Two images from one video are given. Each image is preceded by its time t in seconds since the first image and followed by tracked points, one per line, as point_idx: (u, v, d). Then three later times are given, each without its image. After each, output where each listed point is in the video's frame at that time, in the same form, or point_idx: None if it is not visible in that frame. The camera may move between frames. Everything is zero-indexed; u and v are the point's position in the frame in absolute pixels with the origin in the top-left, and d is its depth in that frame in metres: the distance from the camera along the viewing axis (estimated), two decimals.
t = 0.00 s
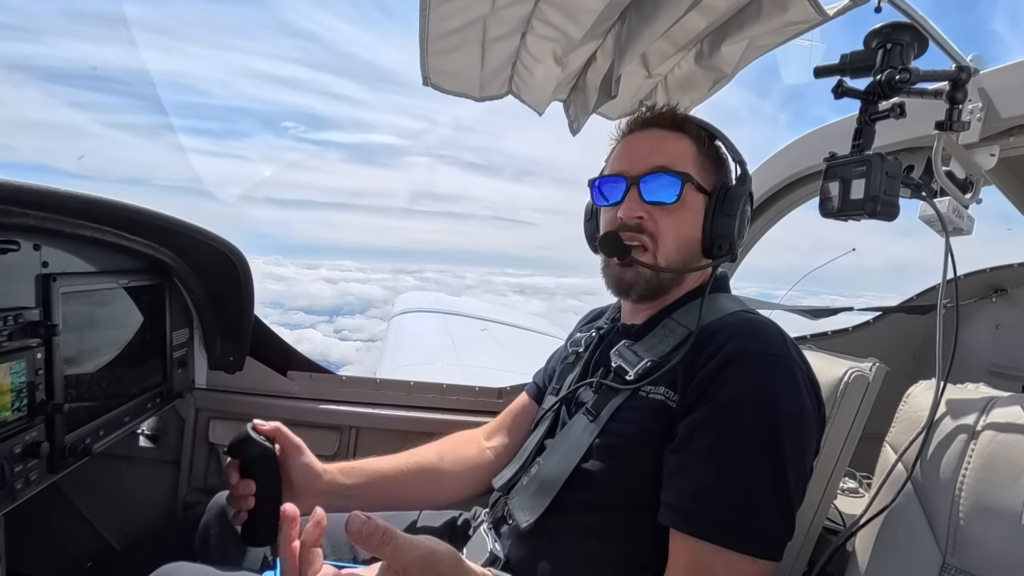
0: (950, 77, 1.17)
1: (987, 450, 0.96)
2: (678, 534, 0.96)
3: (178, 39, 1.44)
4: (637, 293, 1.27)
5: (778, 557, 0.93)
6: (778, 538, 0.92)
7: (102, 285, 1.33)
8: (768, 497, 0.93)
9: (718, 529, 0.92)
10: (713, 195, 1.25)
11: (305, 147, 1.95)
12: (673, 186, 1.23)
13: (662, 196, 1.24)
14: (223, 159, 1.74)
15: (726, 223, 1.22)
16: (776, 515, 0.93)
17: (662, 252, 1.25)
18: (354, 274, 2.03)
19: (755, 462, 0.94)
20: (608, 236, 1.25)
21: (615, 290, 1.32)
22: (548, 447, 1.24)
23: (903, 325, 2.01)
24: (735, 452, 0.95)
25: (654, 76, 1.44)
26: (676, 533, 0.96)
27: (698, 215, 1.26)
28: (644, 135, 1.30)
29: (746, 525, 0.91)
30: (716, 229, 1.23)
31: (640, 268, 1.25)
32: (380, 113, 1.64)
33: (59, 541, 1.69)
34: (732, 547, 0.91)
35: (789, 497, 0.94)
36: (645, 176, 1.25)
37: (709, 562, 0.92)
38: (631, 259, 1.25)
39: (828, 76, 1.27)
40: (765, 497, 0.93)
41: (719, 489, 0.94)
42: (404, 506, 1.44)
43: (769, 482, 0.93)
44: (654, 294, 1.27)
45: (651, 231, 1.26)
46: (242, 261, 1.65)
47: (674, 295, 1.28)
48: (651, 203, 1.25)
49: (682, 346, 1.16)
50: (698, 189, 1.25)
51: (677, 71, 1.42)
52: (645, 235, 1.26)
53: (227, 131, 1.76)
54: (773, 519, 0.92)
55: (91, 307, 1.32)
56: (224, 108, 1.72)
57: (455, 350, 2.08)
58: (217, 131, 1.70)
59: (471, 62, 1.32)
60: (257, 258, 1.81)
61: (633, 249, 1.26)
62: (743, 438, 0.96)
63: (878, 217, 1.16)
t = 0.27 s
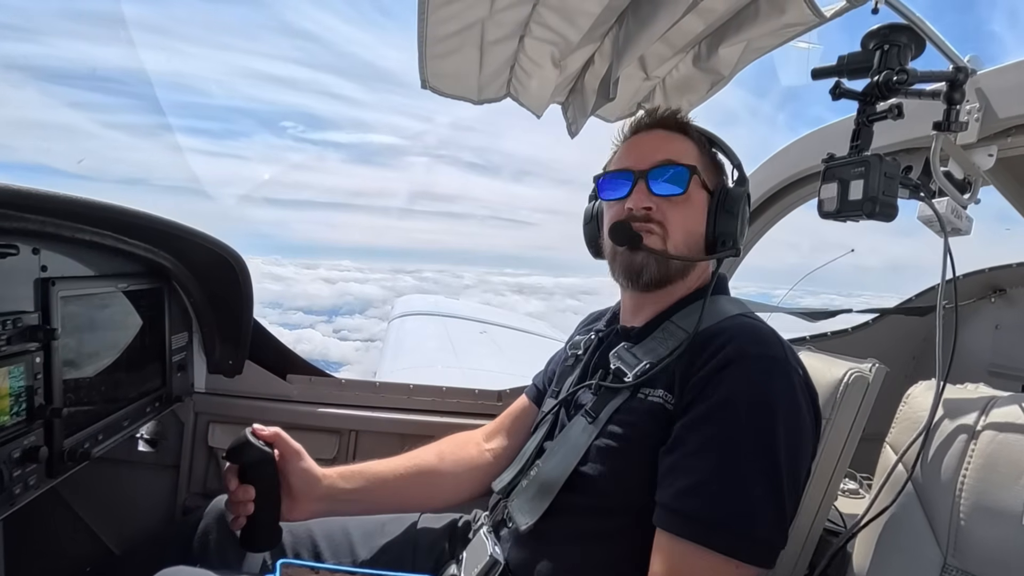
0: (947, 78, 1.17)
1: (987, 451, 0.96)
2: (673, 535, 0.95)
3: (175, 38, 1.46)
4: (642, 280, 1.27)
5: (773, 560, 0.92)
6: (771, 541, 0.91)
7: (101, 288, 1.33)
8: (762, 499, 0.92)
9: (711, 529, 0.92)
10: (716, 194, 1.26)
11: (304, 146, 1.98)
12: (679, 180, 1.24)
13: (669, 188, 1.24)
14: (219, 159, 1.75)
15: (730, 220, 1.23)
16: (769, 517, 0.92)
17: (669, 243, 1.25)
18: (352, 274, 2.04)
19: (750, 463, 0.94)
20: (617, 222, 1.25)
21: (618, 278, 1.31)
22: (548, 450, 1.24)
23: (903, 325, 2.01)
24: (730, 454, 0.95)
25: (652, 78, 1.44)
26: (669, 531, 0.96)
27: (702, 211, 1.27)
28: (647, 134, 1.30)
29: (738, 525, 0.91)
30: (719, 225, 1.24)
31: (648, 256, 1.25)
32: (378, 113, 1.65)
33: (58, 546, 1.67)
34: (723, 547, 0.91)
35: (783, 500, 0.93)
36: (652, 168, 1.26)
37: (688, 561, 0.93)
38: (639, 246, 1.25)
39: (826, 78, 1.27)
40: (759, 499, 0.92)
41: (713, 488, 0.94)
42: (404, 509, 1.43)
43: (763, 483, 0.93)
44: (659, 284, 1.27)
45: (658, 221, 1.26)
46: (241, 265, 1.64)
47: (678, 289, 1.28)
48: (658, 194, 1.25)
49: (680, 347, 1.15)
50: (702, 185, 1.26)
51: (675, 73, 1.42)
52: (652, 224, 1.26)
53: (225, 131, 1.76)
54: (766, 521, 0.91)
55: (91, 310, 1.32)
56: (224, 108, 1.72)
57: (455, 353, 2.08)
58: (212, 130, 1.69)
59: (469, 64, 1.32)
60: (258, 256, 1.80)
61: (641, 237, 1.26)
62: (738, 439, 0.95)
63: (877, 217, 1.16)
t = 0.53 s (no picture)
0: (946, 77, 1.17)
1: (986, 449, 0.96)
2: (664, 533, 0.95)
3: (173, 38, 1.45)
4: (633, 279, 1.26)
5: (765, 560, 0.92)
6: (762, 540, 0.91)
7: (100, 289, 1.33)
8: (753, 497, 0.92)
9: (701, 525, 0.91)
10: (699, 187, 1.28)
11: (301, 147, 1.99)
12: (660, 174, 1.25)
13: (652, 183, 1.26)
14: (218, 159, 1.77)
15: (714, 212, 1.23)
16: (760, 515, 0.91)
17: (655, 237, 1.26)
18: (350, 274, 2.03)
19: (742, 461, 0.94)
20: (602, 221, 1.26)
21: (608, 281, 1.31)
22: (546, 449, 1.24)
23: (902, 324, 2.01)
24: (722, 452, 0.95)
25: (650, 78, 1.44)
26: (660, 528, 0.95)
27: (685, 205, 1.28)
28: (626, 137, 1.34)
29: (728, 523, 0.91)
30: (704, 218, 1.24)
31: (636, 253, 1.25)
32: (376, 113, 1.64)
33: (58, 545, 1.65)
34: (714, 543, 0.90)
35: (774, 498, 0.92)
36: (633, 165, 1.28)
37: (681, 557, 0.92)
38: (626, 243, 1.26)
39: (824, 76, 1.27)
40: (750, 496, 0.92)
41: (704, 485, 0.94)
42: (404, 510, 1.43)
43: (754, 481, 0.92)
44: (651, 281, 1.26)
45: (642, 218, 1.27)
46: (239, 265, 1.64)
47: (669, 284, 1.28)
48: (641, 190, 1.26)
49: (676, 346, 1.16)
50: (684, 178, 1.28)
51: (673, 73, 1.42)
52: (638, 220, 1.27)
53: (222, 131, 1.77)
54: (757, 519, 0.91)
55: (90, 311, 1.32)
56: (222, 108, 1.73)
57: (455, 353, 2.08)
58: (208, 129, 1.70)
59: (467, 64, 1.32)
60: (255, 258, 1.79)
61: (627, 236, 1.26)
62: (730, 437, 0.95)
63: (875, 216, 1.16)
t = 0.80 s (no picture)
0: (945, 75, 1.17)
1: (984, 447, 0.96)
2: (649, 528, 0.95)
3: (171, 37, 1.45)
4: (630, 279, 1.27)
5: (748, 560, 0.92)
6: (747, 540, 0.91)
7: (99, 289, 1.33)
8: (741, 496, 0.92)
9: (686, 522, 0.92)
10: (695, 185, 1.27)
11: (300, 147, 1.98)
12: (655, 171, 1.25)
13: (647, 182, 1.25)
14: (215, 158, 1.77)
15: (710, 209, 1.23)
16: (746, 515, 0.91)
17: (651, 236, 1.26)
18: (349, 274, 2.04)
19: (733, 461, 0.94)
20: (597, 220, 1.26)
21: (606, 280, 1.31)
22: (544, 448, 1.25)
23: (900, 322, 2.01)
24: (711, 451, 0.95)
25: (649, 76, 1.44)
26: (645, 524, 0.96)
27: (682, 203, 1.27)
28: (622, 136, 1.34)
29: (713, 521, 0.91)
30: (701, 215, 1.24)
31: (632, 254, 1.25)
32: (375, 113, 1.64)
33: (57, 545, 1.64)
34: (697, 541, 0.91)
35: (762, 499, 0.92)
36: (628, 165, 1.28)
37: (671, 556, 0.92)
38: (620, 242, 1.26)
39: (823, 75, 1.27)
40: (737, 496, 0.92)
41: (691, 483, 0.94)
42: (403, 510, 1.43)
43: (742, 481, 0.93)
44: (648, 280, 1.27)
45: (638, 218, 1.26)
46: (238, 264, 1.64)
47: (666, 282, 1.27)
48: (636, 190, 1.26)
49: (673, 347, 1.16)
50: (680, 176, 1.27)
51: (672, 71, 1.42)
52: (632, 220, 1.27)
53: (221, 131, 1.78)
54: (743, 519, 0.91)
55: (89, 310, 1.31)
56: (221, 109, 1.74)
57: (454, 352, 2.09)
58: (207, 129, 1.70)
59: (466, 63, 1.32)
60: (253, 257, 1.79)
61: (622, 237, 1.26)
62: (720, 437, 0.96)
63: (873, 215, 1.16)
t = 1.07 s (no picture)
0: (943, 74, 1.17)
1: (982, 446, 0.97)
2: (649, 528, 0.95)
3: (168, 37, 1.43)
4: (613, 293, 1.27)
5: (750, 561, 0.92)
6: (748, 540, 0.91)
7: (98, 288, 1.33)
8: (742, 497, 0.92)
9: (687, 524, 0.92)
10: (673, 185, 1.27)
11: (299, 147, 1.96)
12: (627, 181, 1.25)
13: (622, 192, 1.26)
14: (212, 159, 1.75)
15: (690, 210, 1.24)
16: (747, 516, 0.92)
17: (630, 247, 1.26)
18: (348, 274, 2.04)
19: (733, 462, 0.94)
20: (575, 241, 1.26)
21: (590, 294, 1.32)
22: (543, 448, 1.24)
23: (899, 321, 2.02)
24: (711, 452, 0.95)
25: (648, 74, 1.43)
26: (646, 526, 0.96)
27: (661, 206, 1.27)
28: (594, 144, 1.33)
29: (714, 522, 0.91)
30: (681, 217, 1.24)
31: (612, 269, 1.25)
32: (374, 113, 1.64)
33: (54, 545, 1.63)
34: (698, 542, 0.91)
35: (763, 500, 0.92)
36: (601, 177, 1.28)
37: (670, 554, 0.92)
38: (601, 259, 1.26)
39: (822, 73, 1.27)
40: (737, 497, 0.92)
41: (692, 485, 0.94)
42: (400, 510, 1.43)
43: (742, 482, 0.93)
44: (632, 291, 1.27)
45: (614, 231, 1.26)
46: (237, 263, 1.63)
47: (650, 290, 1.28)
48: (611, 202, 1.26)
49: (672, 348, 1.16)
50: (655, 180, 1.27)
51: (671, 69, 1.42)
52: (610, 234, 1.27)
53: (220, 131, 1.78)
54: (744, 520, 0.91)
55: (88, 310, 1.31)
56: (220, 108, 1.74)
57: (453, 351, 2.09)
58: (206, 130, 1.71)
59: (465, 61, 1.32)
60: (252, 257, 1.79)
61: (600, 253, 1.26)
62: (720, 438, 0.96)
63: (872, 213, 1.16)
